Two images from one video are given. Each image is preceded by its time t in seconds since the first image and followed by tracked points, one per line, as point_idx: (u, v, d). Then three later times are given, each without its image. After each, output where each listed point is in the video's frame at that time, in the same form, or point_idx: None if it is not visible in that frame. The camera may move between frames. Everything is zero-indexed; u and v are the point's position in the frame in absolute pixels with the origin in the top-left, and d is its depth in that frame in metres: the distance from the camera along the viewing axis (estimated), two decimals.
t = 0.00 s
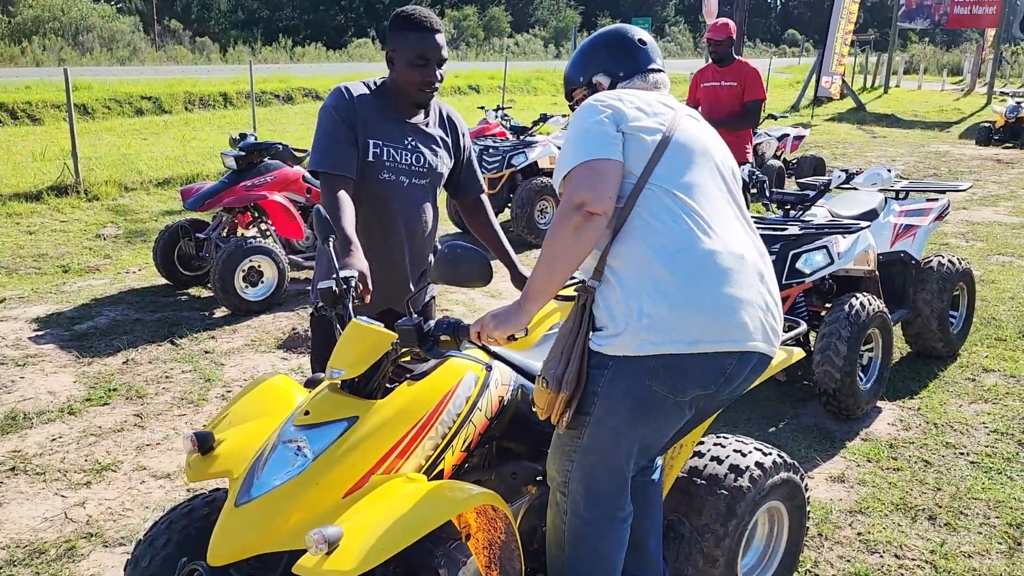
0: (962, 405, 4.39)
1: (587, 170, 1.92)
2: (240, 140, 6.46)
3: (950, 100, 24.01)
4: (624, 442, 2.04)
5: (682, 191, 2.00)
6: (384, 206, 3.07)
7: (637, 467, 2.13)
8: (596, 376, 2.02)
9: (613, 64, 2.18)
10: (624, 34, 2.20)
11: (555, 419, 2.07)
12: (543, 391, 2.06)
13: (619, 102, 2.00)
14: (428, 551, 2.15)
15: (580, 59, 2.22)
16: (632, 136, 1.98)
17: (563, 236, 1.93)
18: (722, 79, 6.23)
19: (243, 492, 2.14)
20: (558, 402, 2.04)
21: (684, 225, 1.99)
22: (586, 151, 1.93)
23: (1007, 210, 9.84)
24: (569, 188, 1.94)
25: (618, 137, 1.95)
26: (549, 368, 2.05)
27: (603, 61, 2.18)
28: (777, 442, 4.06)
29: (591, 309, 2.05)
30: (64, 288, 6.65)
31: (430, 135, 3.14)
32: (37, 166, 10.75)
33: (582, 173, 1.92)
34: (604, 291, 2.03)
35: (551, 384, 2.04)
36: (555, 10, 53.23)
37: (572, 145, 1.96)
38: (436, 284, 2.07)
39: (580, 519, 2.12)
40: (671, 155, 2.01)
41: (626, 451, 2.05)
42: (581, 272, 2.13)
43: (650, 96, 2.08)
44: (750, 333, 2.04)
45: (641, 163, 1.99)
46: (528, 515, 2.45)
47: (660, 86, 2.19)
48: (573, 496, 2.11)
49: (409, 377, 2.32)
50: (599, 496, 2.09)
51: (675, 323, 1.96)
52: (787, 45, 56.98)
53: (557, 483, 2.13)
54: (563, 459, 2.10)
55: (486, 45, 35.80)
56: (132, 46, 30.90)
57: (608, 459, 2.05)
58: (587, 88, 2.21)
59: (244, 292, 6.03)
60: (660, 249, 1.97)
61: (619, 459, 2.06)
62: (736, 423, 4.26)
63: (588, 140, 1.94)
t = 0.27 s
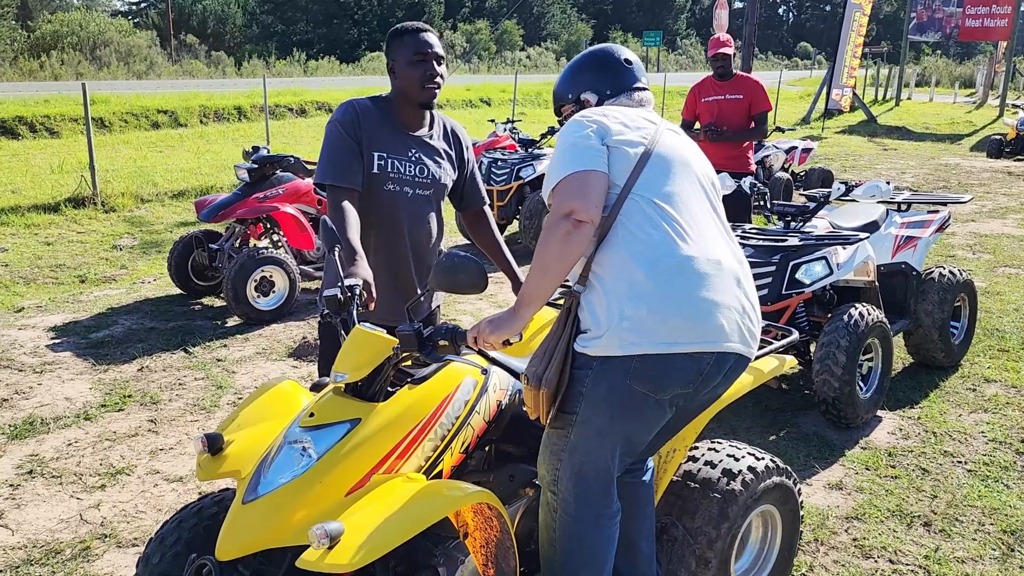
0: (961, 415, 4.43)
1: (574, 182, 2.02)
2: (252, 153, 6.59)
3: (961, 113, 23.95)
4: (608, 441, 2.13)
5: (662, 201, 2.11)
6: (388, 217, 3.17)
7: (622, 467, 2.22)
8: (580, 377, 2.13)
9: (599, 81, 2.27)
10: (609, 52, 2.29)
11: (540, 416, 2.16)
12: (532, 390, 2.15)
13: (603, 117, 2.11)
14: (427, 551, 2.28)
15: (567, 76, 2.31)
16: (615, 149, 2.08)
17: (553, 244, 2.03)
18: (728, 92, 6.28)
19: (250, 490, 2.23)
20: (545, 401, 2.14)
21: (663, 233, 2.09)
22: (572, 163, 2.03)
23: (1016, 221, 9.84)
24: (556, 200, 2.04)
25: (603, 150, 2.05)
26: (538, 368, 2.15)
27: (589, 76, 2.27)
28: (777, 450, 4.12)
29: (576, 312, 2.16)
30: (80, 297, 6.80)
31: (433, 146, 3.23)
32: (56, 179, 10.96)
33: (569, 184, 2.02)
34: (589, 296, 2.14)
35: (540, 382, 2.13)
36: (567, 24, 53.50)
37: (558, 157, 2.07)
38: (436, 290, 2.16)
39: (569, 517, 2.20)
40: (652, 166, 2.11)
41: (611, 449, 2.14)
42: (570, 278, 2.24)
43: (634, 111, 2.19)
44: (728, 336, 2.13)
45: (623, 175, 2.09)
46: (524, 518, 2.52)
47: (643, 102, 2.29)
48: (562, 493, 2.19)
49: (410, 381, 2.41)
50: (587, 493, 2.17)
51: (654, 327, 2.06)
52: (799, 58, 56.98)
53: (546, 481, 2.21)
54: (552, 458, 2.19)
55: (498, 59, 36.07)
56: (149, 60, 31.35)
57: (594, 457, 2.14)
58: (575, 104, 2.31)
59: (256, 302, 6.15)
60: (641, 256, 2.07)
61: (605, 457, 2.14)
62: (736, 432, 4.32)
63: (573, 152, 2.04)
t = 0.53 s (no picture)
0: (961, 419, 4.47)
1: (554, 180, 2.11)
2: (262, 161, 6.71)
3: (973, 121, 23.87)
4: (603, 427, 2.20)
5: (640, 194, 2.21)
6: (389, 219, 3.28)
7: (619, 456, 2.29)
8: (574, 367, 2.20)
9: (570, 79, 2.36)
10: (578, 51, 2.38)
11: (538, 408, 2.24)
12: (529, 382, 2.23)
13: (578, 116, 2.21)
14: (426, 545, 2.37)
15: (538, 76, 2.40)
16: (592, 146, 2.18)
17: (539, 243, 2.11)
18: (731, 100, 6.38)
19: (253, 483, 2.31)
20: (544, 392, 2.22)
21: (642, 225, 2.20)
22: (551, 162, 2.12)
23: None
24: (538, 199, 2.13)
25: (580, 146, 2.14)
26: (534, 359, 2.23)
27: (560, 76, 2.37)
28: (776, 452, 4.17)
29: (564, 305, 2.25)
30: (94, 303, 6.92)
31: (429, 148, 3.36)
32: (71, 187, 11.12)
33: (549, 185, 2.11)
34: (576, 288, 2.23)
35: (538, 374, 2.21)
36: (578, 34, 53.70)
37: (537, 157, 2.15)
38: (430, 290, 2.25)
39: (566, 503, 2.26)
40: (628, 162, 2.22)
41: (607, 436, 2.21)
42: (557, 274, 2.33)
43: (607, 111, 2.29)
44: (710, 319, 2.22)
45: (601, 172, 2.19)
46: (520, 514, 2.59)
47: (612, 99, 2.39)
48: (560, 480, 2.26)
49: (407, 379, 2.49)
50: (584, 480, 2.24)
51: (640, 313, 2.14)
52: (811, 66, 56.87)
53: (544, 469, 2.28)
54: (550, 446, 2.27)
55: (510, 69, 36.23)
56: (164, 70, 31.68)
57: (590, 444, 2.21)
58: (548, 101, 2.39)
59: (266, 307, 6.26)
60: (623, 247, 2.17)
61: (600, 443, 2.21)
62: (736, 435, 4.38)
63: (551, 151, 2.13)
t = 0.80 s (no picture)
0: (957, 418, 4.52)
1: (549, 182, 2.15)
2: (268, 164, 6.78)
3: (978, 124, 23.85)
4: (614, 408, 2.29)
5: (634, 184, 2.30)
6: (393, 221, 3.35)
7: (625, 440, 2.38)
8: (584, 353, 2.29)
9: (543, 67, 2.37)
10: (547, 37, 2.39)
11: (551, 395, 2.32)
12: (538, 373, 2.29)
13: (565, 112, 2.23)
14: (426, 538, 2.44)
15: (508, 64, 2.40)
16: (584, 141, 2.22)
17: (538, 245, 2.17)
18: (734, 102, 6.43)
19: (258, 477, 2.39)
20: (555, 382, 2.29)
21: (639, 215, 2.29)
22: (546, 163, 2.15)
23: None
24: (535, 202, 2.17)
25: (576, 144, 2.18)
26: (540, 351, 2.29)
27: (532, 62, 2.37)
28: (774, 451, 4.23)
29: (566, 296, 2.31)
30: (103, 305, 7.01)
31: (430, 151, 3.44)
32: (80, 191, 11.25)
33: (544, 188, 2.15)
34: (577, 278, 2.30)
35: (545, 364, 2.28)
36: (583, 37, 53.83)
37: (529, 156, 2.18)
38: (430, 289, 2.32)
39: (579, 485, 2.34)
40: (618, 153, 2.29)
41: (618, 419, 2.30)
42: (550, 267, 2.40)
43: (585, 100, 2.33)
44: (707, 297, 2.35)
45: (595, 166, 2.25)
46: (518, 507, 2.68)
47: (583, 84, 2.43)
48: (571, 463, 2.33)
49: (407, 376, 2.56)
50: (595, 463, 2.32)
51: (648, 300, 2.25)
52: (817, 69, 56.79)
53: (554, 453, 2.36)
54: (561, 430, 2.34)
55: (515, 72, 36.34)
56: (171, 75, 31.90)
57: (601, 427, 2.29)
58: (521, 88, 2.39)
59: (271, 309, 6.34)
60: (624, 238, 2.26)
61: (611, 427, 2.30)
62: (735, 433, 4.44)
63: (546, 151, 2.16)
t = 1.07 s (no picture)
0: (952, 415, 4.58)
1: (553, 182, 2.19)
2: (272, 166, 6.84)
3: (977, 125, 23.91)
4: (611, 390, 2.38)
5: (632, 178, 2.37)
6: (394, 218, 3.45)
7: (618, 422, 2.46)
8: (587, 336, 2.37)
9: (526, 60, 2.38)
10: (525, 31, 2.40)
11: (543, 381, 2.39)
12: (538, 363, 2.35)
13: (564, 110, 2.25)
14: (429, 528, 2.52)
15: (489, 58, 2.40)
16: (586, 139, 2.26)
17: (539, 245, 2.22)
18: (732, 104, 6.50)
19: (266, 468, 2.46)
20: (554, 371, 2.36)
21: (639, 207, 2.38)
22: (550, 164, 2.18)
23: None
24: (538, 203, 2.21)
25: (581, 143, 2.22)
26: (540, 342, 2.35)
27: (515, 57, 2.38)
28: (770, 446, 4.29)
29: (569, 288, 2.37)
30: (107, 305, 7.08)
31: (427, 150, 3.54)
32: (83, 192, 11.32)
33: (547, 188, 2.19)
34: (579, 270, 2.37)
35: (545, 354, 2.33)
36: (583, 39, 53.92)
37: (533, 156, 2.20)
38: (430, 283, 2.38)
39: (571, 467, 2.42)
40: (615, 147, 2.35)
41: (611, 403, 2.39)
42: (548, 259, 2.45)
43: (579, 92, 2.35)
44: (703, 281, 2.47)
45: (595, 162, 2.30)
46: (520, 497, 2.72)
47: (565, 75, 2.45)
48: (563, 445, 2.42)
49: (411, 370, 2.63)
50: (586, 445, 2.41)
51: (654, 289, 2.35)
52: (817, 70, 56.84)
53: (545, 436, 2.44)
54: (551, 414, 2.42)
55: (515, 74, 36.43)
56: (172, 77, 32.00)
57: (594, 410, 2.38)
58: (503, 83, 2.40)
59: (274, 308, 6.40)
60: (628, 231, 2.34)
61: (605, 410, 2.39)
62: (732, 430, 4.50)
63: (549, 150, 2.18)
